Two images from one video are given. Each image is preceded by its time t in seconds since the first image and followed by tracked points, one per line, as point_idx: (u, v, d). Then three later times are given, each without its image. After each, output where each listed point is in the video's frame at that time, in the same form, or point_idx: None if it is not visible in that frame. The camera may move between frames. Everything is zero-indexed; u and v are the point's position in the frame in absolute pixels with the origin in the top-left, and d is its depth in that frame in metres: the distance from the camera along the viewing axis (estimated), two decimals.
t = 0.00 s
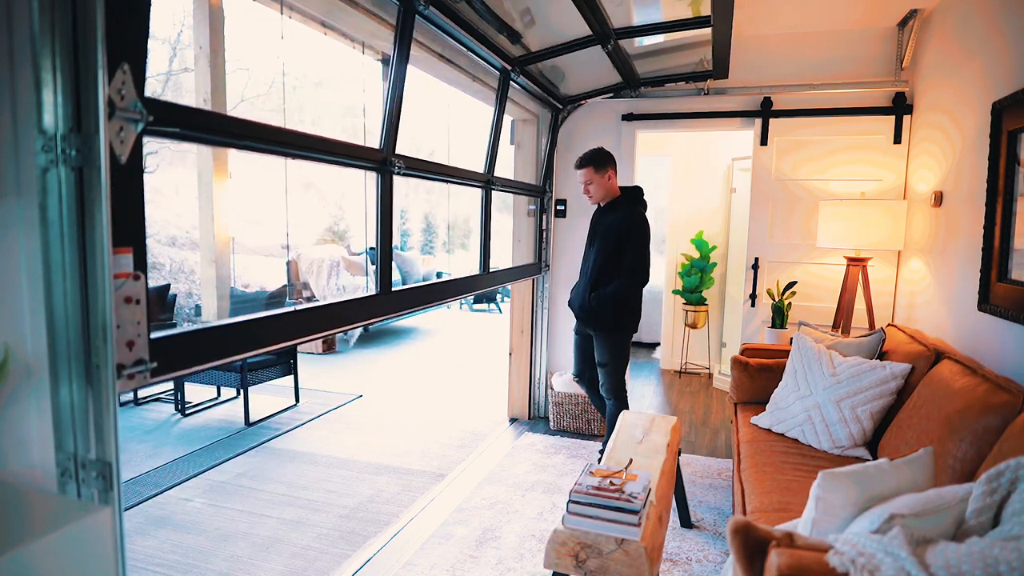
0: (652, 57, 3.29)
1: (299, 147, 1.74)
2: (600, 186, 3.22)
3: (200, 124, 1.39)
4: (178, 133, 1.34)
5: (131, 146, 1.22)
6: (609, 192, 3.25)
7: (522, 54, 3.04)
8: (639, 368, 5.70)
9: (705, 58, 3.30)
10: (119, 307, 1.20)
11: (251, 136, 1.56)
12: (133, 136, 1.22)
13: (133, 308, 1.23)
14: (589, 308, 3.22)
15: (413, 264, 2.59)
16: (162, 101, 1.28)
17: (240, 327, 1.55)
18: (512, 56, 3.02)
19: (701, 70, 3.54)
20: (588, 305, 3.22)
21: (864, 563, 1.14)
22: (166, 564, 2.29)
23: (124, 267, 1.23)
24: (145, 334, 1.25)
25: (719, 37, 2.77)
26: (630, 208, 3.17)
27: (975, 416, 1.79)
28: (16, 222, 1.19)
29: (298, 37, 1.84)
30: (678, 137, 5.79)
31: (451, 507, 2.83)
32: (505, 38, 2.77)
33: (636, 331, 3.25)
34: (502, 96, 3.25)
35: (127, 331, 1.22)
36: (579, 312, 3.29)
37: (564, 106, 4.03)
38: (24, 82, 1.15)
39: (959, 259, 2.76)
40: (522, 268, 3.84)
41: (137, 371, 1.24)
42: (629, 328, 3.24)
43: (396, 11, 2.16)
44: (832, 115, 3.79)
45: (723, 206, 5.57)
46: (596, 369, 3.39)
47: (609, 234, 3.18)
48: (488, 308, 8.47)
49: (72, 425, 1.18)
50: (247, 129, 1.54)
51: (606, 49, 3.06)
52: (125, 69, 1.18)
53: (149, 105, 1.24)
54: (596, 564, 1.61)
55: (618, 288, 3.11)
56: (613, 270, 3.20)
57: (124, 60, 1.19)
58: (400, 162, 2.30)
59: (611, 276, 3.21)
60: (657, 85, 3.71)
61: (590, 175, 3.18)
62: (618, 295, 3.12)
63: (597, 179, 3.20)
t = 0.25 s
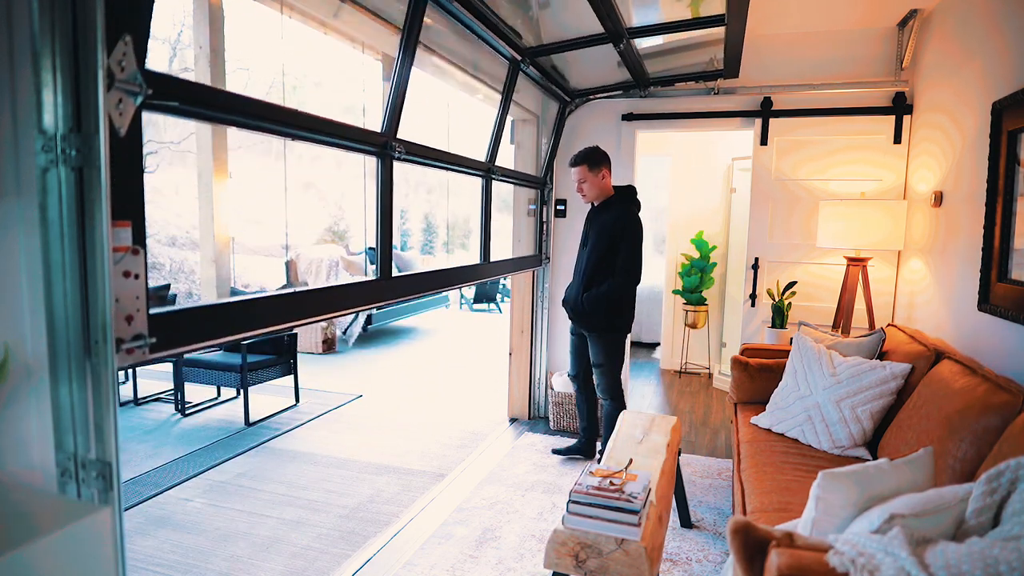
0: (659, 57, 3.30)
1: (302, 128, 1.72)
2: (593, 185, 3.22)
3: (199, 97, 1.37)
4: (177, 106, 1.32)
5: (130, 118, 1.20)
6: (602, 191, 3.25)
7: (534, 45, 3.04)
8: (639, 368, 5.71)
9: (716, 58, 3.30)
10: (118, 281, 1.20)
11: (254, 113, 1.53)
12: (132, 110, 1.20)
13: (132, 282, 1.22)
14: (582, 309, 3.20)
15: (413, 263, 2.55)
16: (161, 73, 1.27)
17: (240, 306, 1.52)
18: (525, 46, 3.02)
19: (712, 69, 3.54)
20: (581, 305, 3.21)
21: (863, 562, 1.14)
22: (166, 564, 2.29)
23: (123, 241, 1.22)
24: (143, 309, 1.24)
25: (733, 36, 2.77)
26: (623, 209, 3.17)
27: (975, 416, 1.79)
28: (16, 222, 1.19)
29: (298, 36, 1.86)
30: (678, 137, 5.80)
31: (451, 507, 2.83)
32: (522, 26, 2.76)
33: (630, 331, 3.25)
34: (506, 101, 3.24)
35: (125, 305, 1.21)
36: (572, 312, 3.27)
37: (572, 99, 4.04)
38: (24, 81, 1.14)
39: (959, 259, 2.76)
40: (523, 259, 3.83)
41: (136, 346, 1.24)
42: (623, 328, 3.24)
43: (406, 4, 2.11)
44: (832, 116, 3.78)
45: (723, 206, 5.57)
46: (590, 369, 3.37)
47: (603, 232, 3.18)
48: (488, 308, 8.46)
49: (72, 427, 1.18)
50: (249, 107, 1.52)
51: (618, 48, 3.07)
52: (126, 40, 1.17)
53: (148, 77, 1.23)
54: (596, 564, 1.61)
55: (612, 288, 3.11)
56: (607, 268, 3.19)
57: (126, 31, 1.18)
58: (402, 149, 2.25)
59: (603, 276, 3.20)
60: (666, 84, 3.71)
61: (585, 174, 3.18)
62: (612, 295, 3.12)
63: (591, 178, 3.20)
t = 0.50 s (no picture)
0: (669, 57, 3.29)
1: (298, 105, 1.74)
2: (586, 184, 3.22)
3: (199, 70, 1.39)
4: (177, 77, 1.33)
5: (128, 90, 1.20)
6: (594, 191, 3.25)
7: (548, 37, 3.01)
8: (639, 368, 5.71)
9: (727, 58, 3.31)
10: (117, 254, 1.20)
11: (251, 88, 1.55)
12: (130, 81, 1.20)
13: (130, 256, 1.22)
14: (574, 308, 3.21)
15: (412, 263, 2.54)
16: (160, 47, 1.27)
17: (238, 285, 1.55)
18: (537, 38, 2.99)
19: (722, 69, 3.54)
20: (573, 305, 3.20)
21: (863, 562, 1.14)
22: (166, 564, 2.29)
23: (123, 215, 1.23)
24: (142, 284, 1.24)
25: (746, 32, 2.79)
26: (611, 210, 3.18)
27: (975, 416, 1.79)
28: (16, 222, 1.19)
29: (298, 38, 1.83)
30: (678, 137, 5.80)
31: (451, 507, 2.83)
32: (533, 19, 2.74)
33: (623, 329, 3.25)
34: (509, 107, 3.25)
35: (124, 280, 1.21)
36: (564, 313, 3.27)
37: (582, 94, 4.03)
38: (25, 81, 1.14)
39: (959, 258, 2.76)
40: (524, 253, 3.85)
41: (135, 321, 1.24)
42: (615, 327, 3.23)
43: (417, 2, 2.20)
44: (832, 116, 3.78)
45: (723, 206, 5.57)
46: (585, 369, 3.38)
47: (593, 233, 3.18)
48: (488, 308, 8.46)
49: (72, 428, 1.18)
50: (249, 81, 1.55)
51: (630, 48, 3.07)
52: (129, 12, 1.16)
53: (147, 49, 1.23)
54: (596, 564, 1.61)
55: (604, 288, 3.11)
56: (598, 268, 3.19)
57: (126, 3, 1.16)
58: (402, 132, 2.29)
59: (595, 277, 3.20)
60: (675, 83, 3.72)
61: (578, 172, 3.18)
62: (604, 294, 3.12)
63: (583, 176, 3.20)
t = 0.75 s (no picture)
0: (673, 57, 3.29)
1: (299, 86, 1.74)
2: (580, 182, 3.22)
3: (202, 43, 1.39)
4: (177, 48, 1.33)
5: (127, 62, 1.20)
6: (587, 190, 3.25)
7: (560, 33, 2.99)
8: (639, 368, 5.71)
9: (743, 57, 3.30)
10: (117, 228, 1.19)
11: (252, 65, 1.55)
12: (128, 54, 1.20)
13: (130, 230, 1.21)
14: (566, 307, 3.19)
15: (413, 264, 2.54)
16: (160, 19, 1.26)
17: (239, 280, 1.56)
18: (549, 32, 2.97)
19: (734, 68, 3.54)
20: (567, 304, 3.19)
21: (864, 562, 1.14)
22: (165, 564, 2.29)
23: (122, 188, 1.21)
24: (142, 259, 1.23)
25: (760, 31, 2.78)
26: (602, 209, 3.18)
27: (975, 416, 1.79)
28: (16, 222, 1.19)
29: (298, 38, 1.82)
30: (679, 137, 5.80)
31: (451, 507, 2.83)
32: (537, 17, 2.73)
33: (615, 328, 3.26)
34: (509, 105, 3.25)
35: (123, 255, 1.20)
36: (556, 315, 3.24)
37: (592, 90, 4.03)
38: (24, 80, 1.14)
39: (959, 258, 2.76)
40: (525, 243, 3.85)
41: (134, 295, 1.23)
42: (608, 325, 3.25)
43: None
44: (832, 116, 3.78)
45: (723, 206, 5.57)
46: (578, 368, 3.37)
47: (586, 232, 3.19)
48: (488, 308, 8.46)
49: (73, 427, 1.18)
50: (253, 58, 1.55)
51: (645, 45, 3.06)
52: None
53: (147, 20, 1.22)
54: (596, 564, 1.61)
55: (598, 285, 3.11)
56: (591, 267, 3.19)
57: None
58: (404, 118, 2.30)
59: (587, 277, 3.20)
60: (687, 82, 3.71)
61: (574, 169, 3.17)
62: (598, 291, 3.13)
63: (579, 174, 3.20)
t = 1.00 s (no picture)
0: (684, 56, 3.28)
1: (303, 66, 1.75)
2: (578, 180, 3.23)
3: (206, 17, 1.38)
4: (179, 21, 1.33)
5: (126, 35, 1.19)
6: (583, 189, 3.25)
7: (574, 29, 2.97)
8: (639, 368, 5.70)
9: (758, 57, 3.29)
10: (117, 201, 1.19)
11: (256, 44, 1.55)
12: (128, 27, 1.19)
13: (129, 202, 1.20)
14: (563, 308, 3.19)
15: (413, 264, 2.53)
16: None
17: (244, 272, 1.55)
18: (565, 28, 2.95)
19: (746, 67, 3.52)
20: (564, 304, 3.18)
21: (863, 562, 1.14)
22: (166, 564, 2.29)
23: (121, 160, 1.20)
24: (141, 231, 1.22)
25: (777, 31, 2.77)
26: (600, 208, 3.18)
27: (975, 416, 1.79)
28: (16, 222, 1.19)
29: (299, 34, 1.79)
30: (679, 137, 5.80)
31: (451, 507, 2.83)
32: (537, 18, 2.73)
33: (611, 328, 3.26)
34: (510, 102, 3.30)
35: (122, 227, 1.20)
36: (552, 314, 3.25)
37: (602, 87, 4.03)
38: (24, 79, 1.14)
39: (959, 258, 2.76)
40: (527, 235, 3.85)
41: (133, 270, 1.22)
42: (605, 324, 3.25)
43: None
44: (832, 116, 3.79)
45: (723, 206, 5.57)
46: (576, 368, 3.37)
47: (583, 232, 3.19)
48: (488, 308, 8.45)
49: (73, 428, 1.18)
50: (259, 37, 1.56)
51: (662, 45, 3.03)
52: None
53: None
54: (596, 564, 1.61)
55: (594, 285, 3.12)
56: (587, 267, 3.19)
57: None
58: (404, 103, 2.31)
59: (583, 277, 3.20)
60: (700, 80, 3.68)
61: (574, 165, 3.18)
62: (595, 291, 3.13)
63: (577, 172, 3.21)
